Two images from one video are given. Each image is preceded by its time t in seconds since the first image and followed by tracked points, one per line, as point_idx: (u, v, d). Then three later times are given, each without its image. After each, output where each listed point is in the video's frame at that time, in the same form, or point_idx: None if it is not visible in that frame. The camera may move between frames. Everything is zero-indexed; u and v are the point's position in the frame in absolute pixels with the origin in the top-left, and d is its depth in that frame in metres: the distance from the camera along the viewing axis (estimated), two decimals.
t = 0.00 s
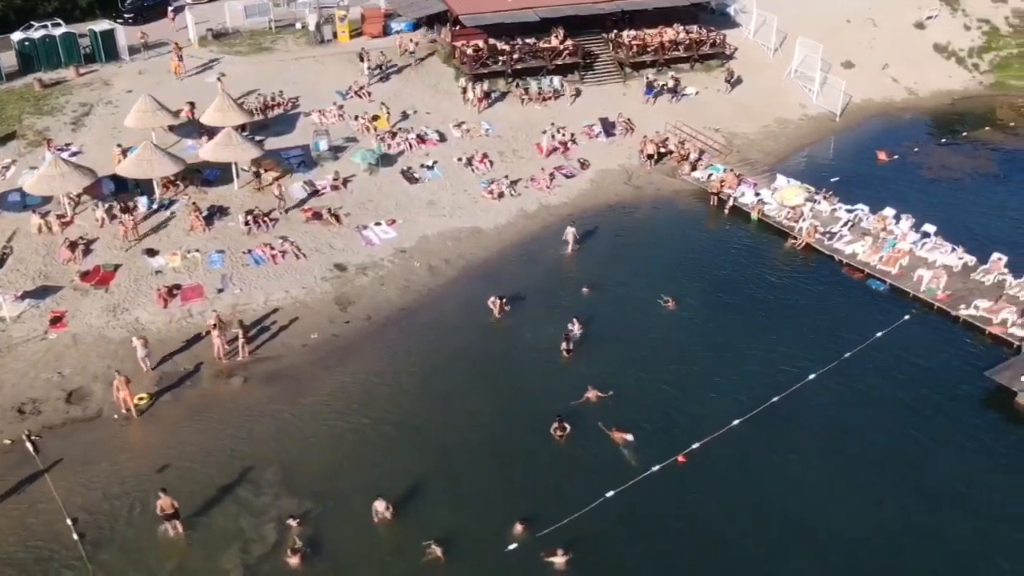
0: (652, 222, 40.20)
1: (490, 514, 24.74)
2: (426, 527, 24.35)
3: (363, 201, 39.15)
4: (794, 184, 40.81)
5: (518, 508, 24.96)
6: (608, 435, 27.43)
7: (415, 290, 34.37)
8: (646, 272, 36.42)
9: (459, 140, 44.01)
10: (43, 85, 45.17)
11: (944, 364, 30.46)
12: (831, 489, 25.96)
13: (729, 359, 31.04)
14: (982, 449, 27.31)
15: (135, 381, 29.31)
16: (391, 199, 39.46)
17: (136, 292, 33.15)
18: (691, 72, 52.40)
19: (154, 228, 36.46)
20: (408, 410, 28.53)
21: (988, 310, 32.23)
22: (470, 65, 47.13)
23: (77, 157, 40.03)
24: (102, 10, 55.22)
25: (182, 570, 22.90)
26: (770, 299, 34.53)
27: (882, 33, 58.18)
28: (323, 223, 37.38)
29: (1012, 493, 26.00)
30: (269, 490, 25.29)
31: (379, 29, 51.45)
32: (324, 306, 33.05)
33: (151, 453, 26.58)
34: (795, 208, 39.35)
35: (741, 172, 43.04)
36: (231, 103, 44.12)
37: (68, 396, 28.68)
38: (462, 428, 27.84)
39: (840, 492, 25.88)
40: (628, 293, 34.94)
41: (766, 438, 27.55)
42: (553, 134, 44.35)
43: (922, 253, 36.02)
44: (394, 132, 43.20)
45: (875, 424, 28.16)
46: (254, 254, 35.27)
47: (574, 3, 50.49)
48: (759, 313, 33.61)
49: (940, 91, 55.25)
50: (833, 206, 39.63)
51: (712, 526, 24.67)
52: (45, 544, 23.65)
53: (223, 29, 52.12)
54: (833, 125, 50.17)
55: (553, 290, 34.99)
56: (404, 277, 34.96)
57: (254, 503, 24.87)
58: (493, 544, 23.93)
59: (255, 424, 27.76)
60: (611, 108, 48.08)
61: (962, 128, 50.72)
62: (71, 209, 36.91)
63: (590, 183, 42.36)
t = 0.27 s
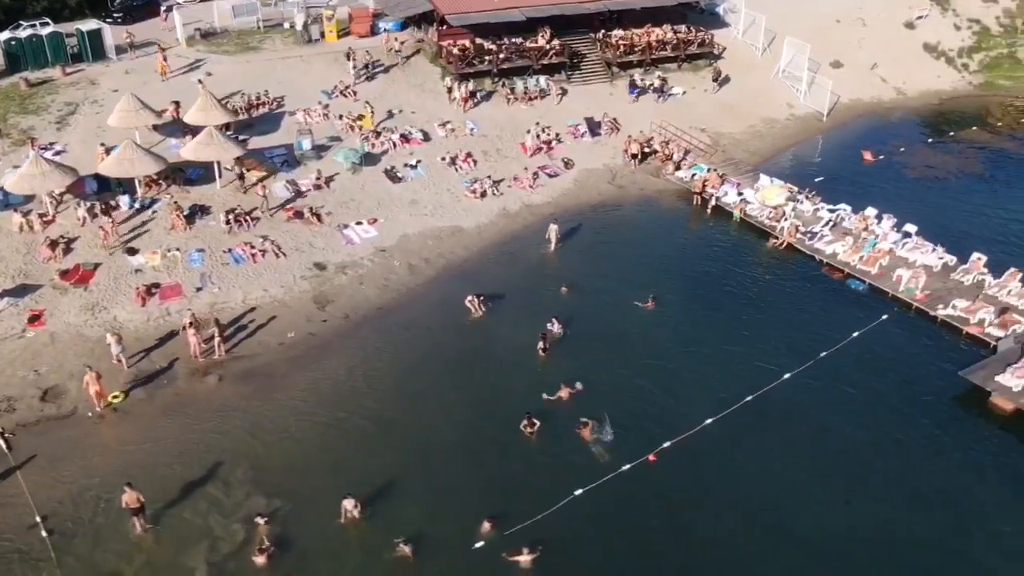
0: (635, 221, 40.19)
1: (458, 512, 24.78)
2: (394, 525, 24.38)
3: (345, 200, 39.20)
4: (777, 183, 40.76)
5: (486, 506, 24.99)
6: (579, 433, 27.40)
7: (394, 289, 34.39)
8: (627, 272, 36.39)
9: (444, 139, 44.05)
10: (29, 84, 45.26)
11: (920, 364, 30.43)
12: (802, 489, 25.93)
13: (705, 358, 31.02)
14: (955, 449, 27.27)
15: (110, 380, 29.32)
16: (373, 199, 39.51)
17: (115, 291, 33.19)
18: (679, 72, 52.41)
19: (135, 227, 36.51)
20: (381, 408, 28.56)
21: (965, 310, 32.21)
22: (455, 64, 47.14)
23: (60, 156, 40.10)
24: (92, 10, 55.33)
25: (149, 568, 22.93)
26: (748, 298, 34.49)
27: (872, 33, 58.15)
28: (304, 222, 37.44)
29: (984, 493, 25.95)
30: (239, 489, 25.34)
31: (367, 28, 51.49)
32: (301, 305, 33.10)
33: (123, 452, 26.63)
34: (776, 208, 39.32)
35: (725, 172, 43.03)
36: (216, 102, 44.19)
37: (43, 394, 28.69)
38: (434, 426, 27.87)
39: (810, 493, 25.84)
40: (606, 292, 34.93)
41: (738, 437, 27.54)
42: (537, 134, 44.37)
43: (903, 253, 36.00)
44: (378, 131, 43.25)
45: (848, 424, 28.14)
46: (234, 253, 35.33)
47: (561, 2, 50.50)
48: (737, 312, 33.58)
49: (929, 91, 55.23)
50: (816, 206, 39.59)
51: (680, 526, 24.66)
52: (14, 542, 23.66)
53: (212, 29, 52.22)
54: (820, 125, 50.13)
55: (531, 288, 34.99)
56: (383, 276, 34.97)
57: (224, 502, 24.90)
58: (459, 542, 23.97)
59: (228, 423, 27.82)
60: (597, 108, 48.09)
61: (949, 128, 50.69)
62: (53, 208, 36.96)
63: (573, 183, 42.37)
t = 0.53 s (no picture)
0: (615, 220, 40.23)
1: (422, 511, 24.90)
2: (357, 523, 24.49)
3: (325, 199, 39.30)
4: (757, 183, 40.74)
5: (450, 505, 25.11)
6: (547, 433, 27.51)
7: (370, 288, 34.48)
8: (604, 271, 36.43)
9: (426, 138, 44.14)
10: (14, 83, 45.42)
11: (892, 364, 30.44)
12: (766, 489, 25.97)
13: (677, 357, 31.06)
14: (923, 450, 27.27)
15: (83, 378, 29.40)
16: (353, 198, 39.60)
17: (92, 289, 33.28)
18: (665, 72, 52.47)
19: (114, 226, 36.61)
20: (350, 407, 28.68)
21: (939, 310, 32.20)
22: (439, 64, 47.23)
23: (42, 155, 40.23)
24: (80, 9, 55.49)
25: (113, 566, 23.01)
26: (724, 298, 34.52)
27: (860, 32, 58.12)
28: (283, 221, 37.54)
29: (950, 493, 25.93)
30: (206, 487, 25.44)
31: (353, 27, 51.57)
32: (277, 304, 33.22)
33: (93, 450, 26.73)
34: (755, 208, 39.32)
35: (706, 172, 43.04)
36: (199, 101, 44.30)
37: (16, 392, 28.75)
38: (403, 425, 27.98)
39: (775, 493, 25.87)
40: (582, 291, 34.97)
41: (705, 437, 27.58)
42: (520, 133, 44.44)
43: (880, 253, 35.99)
44: (361, 131, 43.35)
45: (817, 424, 28.16)
46: (212, 252, 35.43)
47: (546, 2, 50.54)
48: (712, 311, 33.61)
49: (916, 91, 55.22)
50: (796, 206, 39.54)
51: (643, 525, 24.72)
52: None
53: (198, 28, 52.37)
54: (804, 124, 50.12)
55: (506, 287, 35.04)
56: (359, 276, 35.06)
57: (190, 500, 24.98)
58: (422, 541, 24.09)
59: (198, 421, 27.93)
60: (581, 108, 48.14)
61: (934, 128, 50.67)
62: (33, 207, 37.08)
63: (554, 182, 42.43)
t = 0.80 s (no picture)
0: (595, 220, 40.27)
1: (388, 509, 24.99)
2: (323, 521, 24.58)
3: (305, 199, 39.38)
4: (738, 183, 40.71)
5: (417, 503, 25.21)
6: (515, 431, 27.57)
7: (347, 287, 34.56)
8: (582, 269, 36.45)
9: (409, 138, 44.21)
10: None
11: (864, 364, 30.44)
12: (735, 489, 25.99)
13: (650, 356, 31.11)
14: (893, 449, 27.26)
15: (56, 376, 29.47)
16: (334, 198, 39.68)
17: (69, 288, 33.36)
18: (650, 72, 52.53)
19: (94, 225, 36.69)
20: (322, 405, 28.79)
21: (914, 310, 32.21)
22: (423, 64, 47.30)
23: (24, 155, 40.36)
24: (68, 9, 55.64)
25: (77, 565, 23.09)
26: (700, 297, 34.54)
27: (847, 32, 58.10)
28: (262, 220, 37.62)
29: (918, 493, 25.91)
30: (174, 486, 25.51)
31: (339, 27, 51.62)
32: (253, 303, 33.32)
33: (63, 448, 26.82)
34: (734, 208, 39.27)
35: (687, 172, 43.06)
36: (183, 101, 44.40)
37: None
38: (373, 423, 28.08)
39: (742, 492, 25.88)
40: (559, 290, 34.98)
41: (675, 436, 27.62)
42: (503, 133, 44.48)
43: (858, 252, 35.99)
44: (343, 131, 43.43)
45: (788, 423, 28.18)
46: (190, 251, 35.51)
47: (531, 2, 50.55)
48: (688, 310, 33.66)
49: (902, 91, 55.23)
50: (776, 206, 39.52)
51: (609, 524, 24.78)
52: None
53: (185, 29, 52.50)
54: (789, 125, 50.13)
55: (483, 287, 35.10)
56: (336, 275, 35.13)
57: (157, 500, 25.04)
58: (387, 538, 24.18)
59: (169, 419, 28.00)
60: (565, 108, 48.17)
61: (918, 128, 50.70)
62: (13, 207, 37.22)
63: (536, 182, 42.48)
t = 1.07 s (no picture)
0: (578, 220, 40.30)
1: (360, 508, 25.06)
2: (295, 519, 24.67)
3: (289, 199, 39.46)
4: (721, 183, 40.71)
5: (388, 502, 25.28)
6: (489, 430, 27.62)
7: (327, 286, 34.64)
8: (563, 269, 36.47)
9: (394, 138, 44.27)
10: None
11: (841, 364, 30.45)
12: (707, 489, 26.01)
13: (628, 356, 31.14)
14: (867, 449, 27.24)
15: (34, 375, 29.55)
16: (317, 197, 39.76)
17: (49, 287, 33.43)
18: (639, 72, 52.57)
19: (76, 224, 36.76)
20: (298, 404, 28.85)
21: (893, 310, 32.20)
22: (410, 63, 47.36)
23: (9, 154, 40.46)
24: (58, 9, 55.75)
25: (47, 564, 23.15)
26: (680, 297, 34.57)
27: (837, 32, 58.09)
28: (245, 220, 37.68)
29: (891, 493, 25.89)
30: (146, 485, 25.57)
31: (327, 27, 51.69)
32: (233, 302, 33.38)
33: (38, 446, 26.90)
34: (717, 207, 39.28)
35: (672, 172, 43.09)
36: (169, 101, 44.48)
37: None
38: (348, 421, 28.15)
39: (714, 492, 25.91)
40: (539, 289, 35.01)
41: (649, 435, 27.64)
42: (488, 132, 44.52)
43: (839, 252, 36.00)
44: (328, 130, 43.50)
45: (763, 423, 28.18)
46: (172, 250, 35.57)
47: (519, 2, 50.59)
48: (667, 309, 33.70)
49: (891, 91, 55.22)
50: (759, 205, 39.51)
51: (579, 523, 24.83)
52: None
53: (174, 28, 52.59)
54: (776, 124, 50.14)
55: (464, 286, 35.14)
56: (317, 274, 35.21)
57: (129, 499, 25.09)
58: (358, 537, 24.26)
59: (145, 418, 28.07)
60: (552, 107, 48.21)
61: (905, 128, 50.69)
62: None
63: (520, 182, 42.53)
